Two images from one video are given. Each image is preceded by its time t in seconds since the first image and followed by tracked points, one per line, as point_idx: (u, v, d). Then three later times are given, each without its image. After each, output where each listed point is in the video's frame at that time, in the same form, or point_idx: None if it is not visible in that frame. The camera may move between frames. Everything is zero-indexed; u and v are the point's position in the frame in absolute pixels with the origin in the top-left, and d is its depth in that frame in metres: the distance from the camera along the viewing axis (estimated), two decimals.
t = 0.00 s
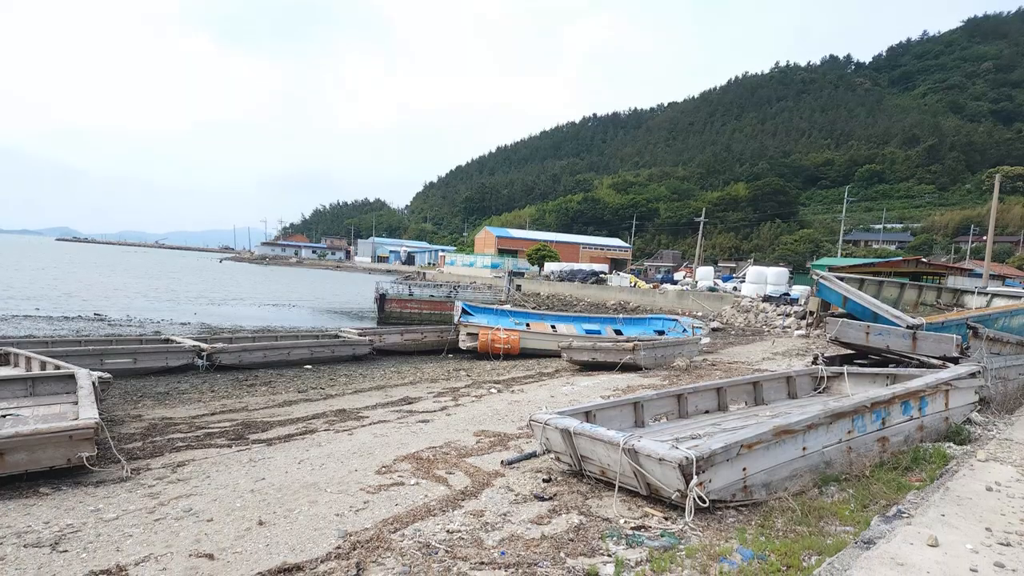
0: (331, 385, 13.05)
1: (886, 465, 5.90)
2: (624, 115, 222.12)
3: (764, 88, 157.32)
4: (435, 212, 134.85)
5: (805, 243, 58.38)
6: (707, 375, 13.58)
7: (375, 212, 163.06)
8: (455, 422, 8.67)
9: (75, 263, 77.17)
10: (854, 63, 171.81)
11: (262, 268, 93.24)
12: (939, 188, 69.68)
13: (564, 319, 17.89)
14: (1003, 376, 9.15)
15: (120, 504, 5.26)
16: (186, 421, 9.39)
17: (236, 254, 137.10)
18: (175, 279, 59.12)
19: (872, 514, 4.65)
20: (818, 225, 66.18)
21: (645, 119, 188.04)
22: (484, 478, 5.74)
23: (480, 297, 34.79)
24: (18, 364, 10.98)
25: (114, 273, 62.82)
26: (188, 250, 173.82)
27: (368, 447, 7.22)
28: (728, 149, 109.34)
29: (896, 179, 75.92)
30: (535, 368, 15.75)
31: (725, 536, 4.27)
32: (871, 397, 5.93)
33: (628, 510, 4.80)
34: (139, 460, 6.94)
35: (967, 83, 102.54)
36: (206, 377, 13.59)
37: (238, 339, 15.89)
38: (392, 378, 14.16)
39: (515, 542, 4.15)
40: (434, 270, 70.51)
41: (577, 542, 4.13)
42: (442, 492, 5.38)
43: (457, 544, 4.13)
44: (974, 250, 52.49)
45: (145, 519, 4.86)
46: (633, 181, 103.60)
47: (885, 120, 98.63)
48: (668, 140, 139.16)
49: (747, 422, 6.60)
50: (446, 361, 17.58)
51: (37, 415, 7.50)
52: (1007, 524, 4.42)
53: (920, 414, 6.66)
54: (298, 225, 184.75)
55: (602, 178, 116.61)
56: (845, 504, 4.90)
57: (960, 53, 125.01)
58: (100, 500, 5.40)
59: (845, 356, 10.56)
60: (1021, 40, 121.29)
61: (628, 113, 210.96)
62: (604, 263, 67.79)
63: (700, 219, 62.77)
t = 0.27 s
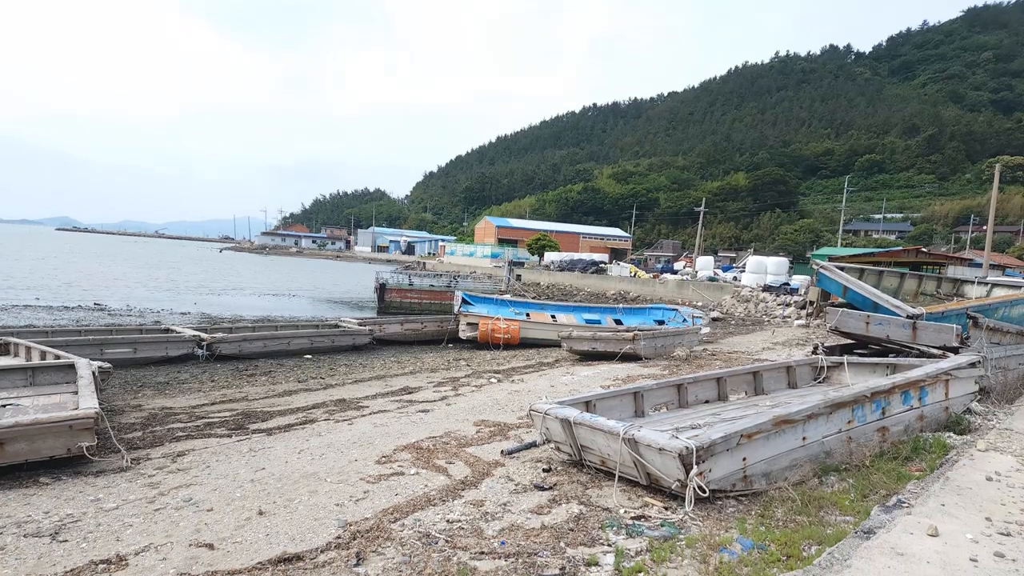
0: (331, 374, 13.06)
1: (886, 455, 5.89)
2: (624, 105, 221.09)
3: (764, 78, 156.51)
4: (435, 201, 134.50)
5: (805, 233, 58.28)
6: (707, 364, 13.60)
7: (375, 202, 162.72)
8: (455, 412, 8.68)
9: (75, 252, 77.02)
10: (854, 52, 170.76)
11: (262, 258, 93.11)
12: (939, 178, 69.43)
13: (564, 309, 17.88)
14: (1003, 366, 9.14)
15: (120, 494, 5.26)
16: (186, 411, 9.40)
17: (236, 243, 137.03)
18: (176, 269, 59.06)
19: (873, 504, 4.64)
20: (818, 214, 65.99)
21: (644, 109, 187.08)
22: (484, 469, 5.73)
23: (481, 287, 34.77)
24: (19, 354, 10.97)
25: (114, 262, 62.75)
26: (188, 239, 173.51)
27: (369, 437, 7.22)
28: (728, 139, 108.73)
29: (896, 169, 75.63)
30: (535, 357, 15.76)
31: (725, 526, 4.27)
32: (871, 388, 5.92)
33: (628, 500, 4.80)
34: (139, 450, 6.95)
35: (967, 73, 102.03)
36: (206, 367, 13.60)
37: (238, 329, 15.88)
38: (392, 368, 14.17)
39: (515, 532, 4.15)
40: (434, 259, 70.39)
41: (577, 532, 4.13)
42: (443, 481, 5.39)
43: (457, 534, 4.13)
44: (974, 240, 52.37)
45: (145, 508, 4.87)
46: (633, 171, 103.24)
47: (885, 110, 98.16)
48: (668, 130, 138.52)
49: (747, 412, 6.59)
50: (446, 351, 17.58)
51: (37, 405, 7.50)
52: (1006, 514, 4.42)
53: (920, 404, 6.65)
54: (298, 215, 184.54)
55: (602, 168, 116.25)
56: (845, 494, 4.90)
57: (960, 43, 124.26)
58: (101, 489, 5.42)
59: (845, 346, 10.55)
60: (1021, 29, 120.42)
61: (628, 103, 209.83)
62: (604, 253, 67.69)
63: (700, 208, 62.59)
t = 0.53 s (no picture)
0: (330, 364, 13.07)
1: (886, 445, 5.88)
2: (624, 95, 219.83)
3: (764, 67, 155.60)
4: (435, 191, 134.10)
5: (805, 223, 58.15)
6: (707, 354, 13.59)
7: (374, 192, 162.21)
8: (455, 402, 8.68)
9: (74, 242, 76.78)
10: (854, 42, 169.76)
11: (261, 248, 92.91)
12: (938, 167, 69.20)
13: (564, 299, 17.83)
14: (1003, 355, 9.13)
15: (120, 483, 5.27)
16: (186, 400, 9.41)
17: (236, 233, 136.66)
18: (175, 259, 58.86)
19: (873, 494, 4.64)
20: (818, 204, 65.81)
21: (644, 98, 185.98)
22: (483, 458, 5.73)
23: (481, 276, 34.73)
24: (18, 343, 10.95)
25: (114, 252, 62.58)
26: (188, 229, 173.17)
27: (369, 427, 7.22)
28: (728, 129, 108.17)
29: (896, 159, 75.36)
30: (535, 347, 15.76)
31: (725, 516, 4.26)
32: (871, 377, 5.90)
33: (628, 490, 4.80)
34: (139, 440, 6.95)
35: (967, 63, 101.51)
36: (206, 357, 13.60)
37: (237, 319, 15.86)
38: (392, 358, 14.16)
39: (515, 522, 4.15)
40: (433, 249, 70.24)
41: (577, 522, 4.13)
42: (443, 471, 5.38)
43: (457, 523, 4.13)
44: (974, 230, 52.29)
45: (145, 498, 4.87)
46: (633, 160, 102.87)
47: (885, 100, 97.76)
48: (668, 120, 137.85)
49: (747, 402, 6.57)
50: (446, 341, 17.58)
51: (36, 395, 7.50)
52: (1007, 504, 4.41)
53: (920, 394, 6.64)
54: (298, 205, 184.07)
55: (602, 158, 115.79)
56: (845, 484, 4.89)
57: (960, 32, 123.58)
58: (100, 479, 5.42)
59: (845, 336, 10.54)
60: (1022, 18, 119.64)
61: (627, 93, 208.70)
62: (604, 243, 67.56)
63: (699, 198, 62.39)
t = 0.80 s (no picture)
0: (331, 354, 13.07)
1: (886, 435, 5.88)
2: (624, 85, 218.49)
3: (764, 57, 154.65)
4: (435, 181, 133.67)
5: (805, 213, 58.00)
6: (707, 344, 13.59)
7: (374, 182, 161.65)
8: (455, 392, 8.69)
9: (75, 232, 76.69)
10: (854, 32, 168.69)
11: (261, 238, 92.77)
12: (938, 157, 68.93)
13: (564, 289, 17.80)
14: (1003, 345, 9.11)
15: (120, 473, 5.27)
16: (186, 390, 9.43)
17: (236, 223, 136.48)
18: (176, 248, 58.76)
19: (872, 483, 4.64)
20: (818, 193, 65.60)
21: (644, 88, 185.01)
22: (483, 448, 5.73)
23: (481, 266, 34.66)
24: (19, 333, 10.94)
25: (114, 242, 62.41)
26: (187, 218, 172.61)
27: (369, 417, 7.23)
28: (728, 118, 107.40)
29: (896, 149, 75.01)
30: (535, 337, 15.76)
31: (725, 506, 4.26)
32: (871, 367, 5.89)
33: (628, 480, 4.80)
34: (139, 429, 6.96)
35: (967, 53, 100.90)
36: (206, 346, 13.60)
37: (237, 308, 15.84)
38: (392, 348, 14.17)
39: (515, 512, 4.15)
40: (434, 239, 70.05)
41: (578, 512, 4.13)
42: (443, 461, 5.39)
43: (456, 513, 4.14)
44: (974, 219, 52.14)
45: (145, 488, 4.87)
46: (633, 150, 102.47)
47: (885, 89, 97.29)
48: (668, 109, 137.15)
49: (747, 391, 6.57)
50: (446, 330, 17.58)
51: (36, 384, 7.51)
52: (1007, 493, 4.41)
53: (919, 383, 6.64)
54: (298, 195, 183.57)
55: (602, 147, 115.32)
56: (845, 473, 4.89)
57: (961, 22, 122.74)
58: (100, 469, 5.42)
59: (845, 326, 10.52)
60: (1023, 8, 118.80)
61: (627, 83, 207.55)
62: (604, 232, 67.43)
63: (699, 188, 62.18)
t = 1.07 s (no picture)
0: (331, 344, 13.07)
1: (886, 425, 5.87)
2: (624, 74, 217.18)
3: (764, 47, 153.63)
4: (435, 171, 133.18)
5: (805, 202, 57.84)
6: (707, 333, 13.57)
7: (374, 172, 160.98)
8: (455, 381, 8.68)
9: (75, 222, 76.49)
10: (853, 22, 167.56)
11: (261, 228, 92.51)
12: (938, 147, 68.67)
13: (564, 278, 17.76)
14: (1003, 335, 9.08)
15: (120, 462, 5.27)
16: (187, 380, 9.44)
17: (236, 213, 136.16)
18: (176, 238, 58.52)
19: (873, 473, 4.64)
20: (818, 183, 65.37)
21: (644, 78, 183.94)
22: (484, 438, 5.72)
23: (481, 256, 34.55)
24: (18, 323, 10.93)
25: (113, 232, 62.17)
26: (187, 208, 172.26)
27: (368, 406, 7.23)
28: (728, 108, 106.77)
29: (896, 138, 74.72)
30: (535, 326, 15.76)
31: (725, 495, 4.26)
32: (871, 356, 5.87)
33: (628, 469, 4.79)
34: (139, 420, 6.96)
35: (967, 42, 100.24)
36: (206, 336, 13.59)
37: (237, 298, 15.82)
38: (392, 337, 14.16)
39: (515, 501, 4.14)
40: (433, 229, 69.85)
41: (578, 502, 4.12)
42: (443, 451, 5.38)
43: (456, 503, 4.14)
44: (974, 209, 51.97)
45: (145, 478, 4.87)
46: (633, 140, 102.03)
47: (884, 79, 96.80)
48: (668, 99, 136.42)
49: (747, 381, 6.56)
50: (446, 320, 17.57)
51: (36, 373, 7.50)
52: (1007, 483, 4.41)
53: (920, 373, 6.62)
54: (298, 185, 182.92)
55: (602, 137, 114.86)
56: (846, 464, 4.88)
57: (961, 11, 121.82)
58: (100, 459, 5.42)
59: (845, 315, 10.50)
60: None
61: (627, 72, 206.19)
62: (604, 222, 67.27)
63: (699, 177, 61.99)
